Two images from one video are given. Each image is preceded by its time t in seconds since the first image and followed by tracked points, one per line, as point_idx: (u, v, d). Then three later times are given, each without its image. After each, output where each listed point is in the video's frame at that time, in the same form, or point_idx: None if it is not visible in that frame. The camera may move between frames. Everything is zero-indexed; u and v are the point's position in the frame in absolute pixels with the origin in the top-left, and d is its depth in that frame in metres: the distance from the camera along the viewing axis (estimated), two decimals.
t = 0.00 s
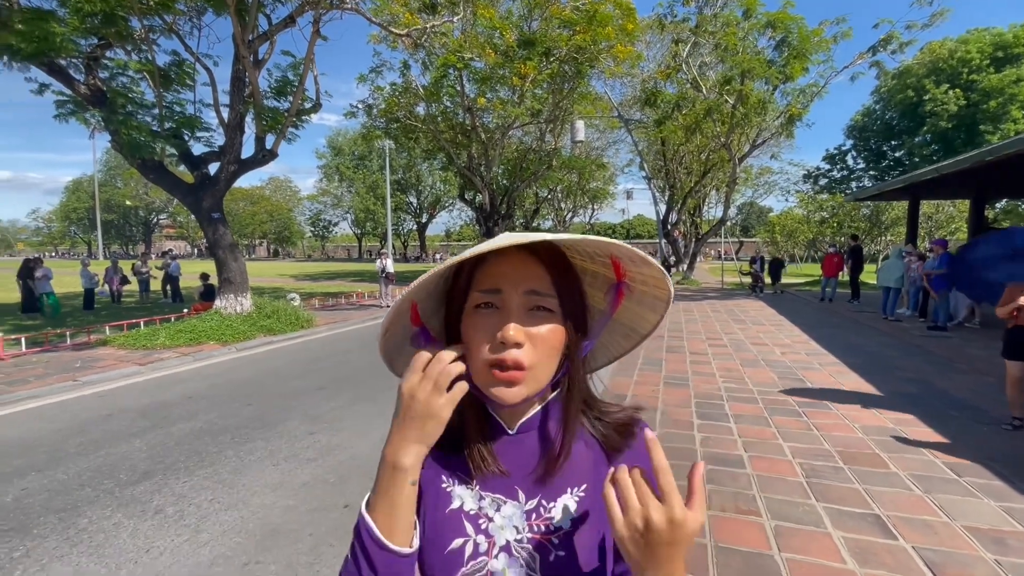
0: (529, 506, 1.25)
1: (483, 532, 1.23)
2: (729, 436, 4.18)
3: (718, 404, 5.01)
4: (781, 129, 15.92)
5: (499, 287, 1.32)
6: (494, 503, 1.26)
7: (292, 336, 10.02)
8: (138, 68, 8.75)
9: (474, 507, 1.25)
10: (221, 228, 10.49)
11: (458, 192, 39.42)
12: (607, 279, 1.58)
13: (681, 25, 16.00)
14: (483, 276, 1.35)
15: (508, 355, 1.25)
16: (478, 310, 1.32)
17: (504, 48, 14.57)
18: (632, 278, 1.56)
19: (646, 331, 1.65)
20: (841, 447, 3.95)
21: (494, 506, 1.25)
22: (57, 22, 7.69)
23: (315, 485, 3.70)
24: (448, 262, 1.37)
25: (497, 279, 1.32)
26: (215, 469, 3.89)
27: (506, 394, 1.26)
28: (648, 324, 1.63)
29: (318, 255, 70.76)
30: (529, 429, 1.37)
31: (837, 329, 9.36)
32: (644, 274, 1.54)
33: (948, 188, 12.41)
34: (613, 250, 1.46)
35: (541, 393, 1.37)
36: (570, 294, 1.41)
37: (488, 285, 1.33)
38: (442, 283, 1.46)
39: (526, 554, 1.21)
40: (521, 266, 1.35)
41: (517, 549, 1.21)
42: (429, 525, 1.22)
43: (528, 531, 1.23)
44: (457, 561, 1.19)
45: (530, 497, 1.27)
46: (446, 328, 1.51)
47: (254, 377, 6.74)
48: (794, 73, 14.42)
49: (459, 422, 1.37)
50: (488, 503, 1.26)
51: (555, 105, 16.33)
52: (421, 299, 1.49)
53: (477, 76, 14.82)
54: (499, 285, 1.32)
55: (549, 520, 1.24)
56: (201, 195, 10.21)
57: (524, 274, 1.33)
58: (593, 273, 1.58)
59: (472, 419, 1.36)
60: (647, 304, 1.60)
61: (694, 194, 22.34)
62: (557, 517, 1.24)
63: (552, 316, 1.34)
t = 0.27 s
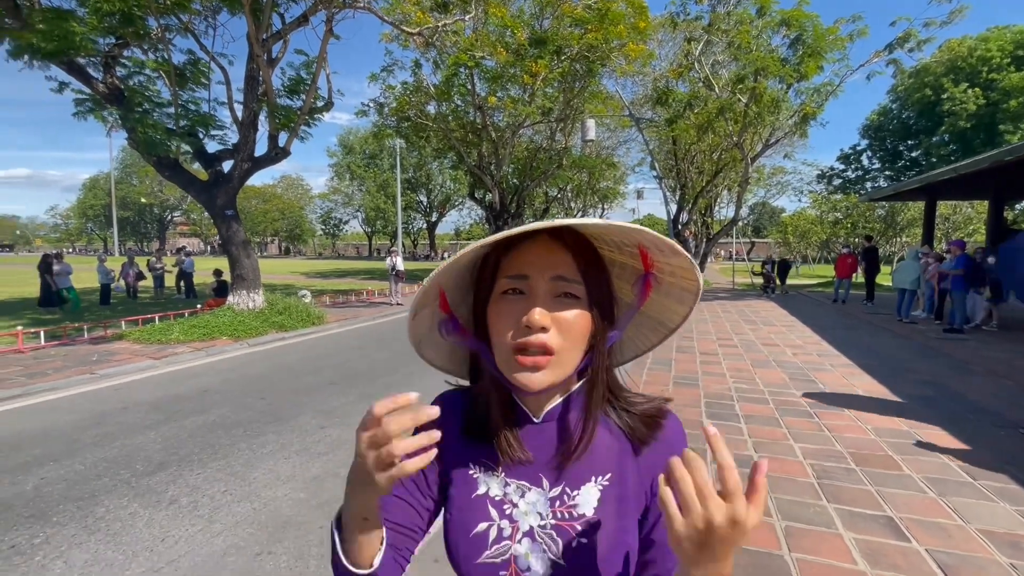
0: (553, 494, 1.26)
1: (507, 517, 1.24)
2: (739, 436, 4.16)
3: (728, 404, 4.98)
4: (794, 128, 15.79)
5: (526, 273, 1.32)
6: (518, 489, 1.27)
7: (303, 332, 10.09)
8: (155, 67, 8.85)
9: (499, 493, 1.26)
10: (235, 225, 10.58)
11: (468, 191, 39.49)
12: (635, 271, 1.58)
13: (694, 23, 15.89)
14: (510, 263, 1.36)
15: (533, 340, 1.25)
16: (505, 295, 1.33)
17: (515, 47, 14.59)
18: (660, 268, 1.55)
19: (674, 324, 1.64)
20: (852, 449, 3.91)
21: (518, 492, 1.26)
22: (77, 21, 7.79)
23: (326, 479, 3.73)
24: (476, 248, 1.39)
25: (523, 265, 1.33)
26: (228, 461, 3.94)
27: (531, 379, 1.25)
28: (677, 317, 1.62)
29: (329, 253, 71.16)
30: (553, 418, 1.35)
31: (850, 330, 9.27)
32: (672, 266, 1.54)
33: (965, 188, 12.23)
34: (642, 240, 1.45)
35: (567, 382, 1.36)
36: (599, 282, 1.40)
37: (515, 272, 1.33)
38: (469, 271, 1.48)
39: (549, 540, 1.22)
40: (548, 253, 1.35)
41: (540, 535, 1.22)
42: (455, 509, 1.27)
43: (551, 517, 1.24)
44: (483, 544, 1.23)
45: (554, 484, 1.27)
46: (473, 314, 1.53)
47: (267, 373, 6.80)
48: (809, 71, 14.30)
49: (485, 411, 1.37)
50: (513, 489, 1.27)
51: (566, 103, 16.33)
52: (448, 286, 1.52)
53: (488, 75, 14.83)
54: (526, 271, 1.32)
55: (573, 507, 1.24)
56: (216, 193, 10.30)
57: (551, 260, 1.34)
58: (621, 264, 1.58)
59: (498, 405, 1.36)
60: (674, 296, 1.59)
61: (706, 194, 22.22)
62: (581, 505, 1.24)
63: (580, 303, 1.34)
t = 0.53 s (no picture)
0: (585, 477, 1.27)
1: (540, 496, 1.26)
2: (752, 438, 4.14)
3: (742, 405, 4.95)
4: (809, 128, 15.64)
5: (563, 266, 1.35)
6: (550, 471, 1.28)
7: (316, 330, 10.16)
8: (173, 68, 8.96)
9: (533, 474, 1.28)
10: (249, 223, 10.67)
11: (479, 191, 39.54)
12: (672, 265, 1.59)
13: (707, 22, 15.80)
14: (546, 256, 1.38)
15: (569, 331, 1.28)
16: (542, 287, 1.35)
17: (527, 46, 14.59)
18: (697, 264, 1.56)
19: (711, 319, 1.64)
20: (869, 451, 3.88)
21: (550, 474, 1.28)
22: (98, 23, 7.92)
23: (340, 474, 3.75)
24: (513, 241, 1.42)
25: (560, 258, 1.35)
26: (244, 456, 3.98)
27: (565, 369, 1.28)
28: (714, 312, 1.62)
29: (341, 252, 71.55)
30: (585, 406, 1.36)
31: (866, 333, 9.16)
32: (709, 261, 1.54)
33: (984, 189, 12.03)
34: (679, 234, 1.47)
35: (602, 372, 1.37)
36: (635, 276, 1.41)
37: (552, 264, 1.36)
38: (507, 263, 1.51)
39: (581, 521, 1.23)
40: (584, 247, 1.37)
41: (572, 515, 1.24)
42: (490, 487, 1.31)
43: (582, 499, 1.25)
44: (516, 521, 1.25)
45: (586, 468, 1.28)
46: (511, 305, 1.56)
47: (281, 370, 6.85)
48: (825, 70, 14.15)
49: (522, 398, 1.39)
50: (546, 471, 1.28)
51: (577, 103, 16.33)
52: (488, 277, 1.56)
53: (500, 75, 14.90)
54: (562, 263, 1.34)
55: (604, 491, 1.25)
56: (231, 192, 10.41)
57: (588, 254, 1.35)
58: (658, 259, 1.59)
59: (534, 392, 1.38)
60: (712, 291, 1.59)
61: (718, 194, 22.09)
62: (613, 489, 1.25)
63: (616, 297, 1.35)
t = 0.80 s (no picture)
0: (628, 478, 1.25)
1: (583, 495, 1.25)
2: (768, 441, 4.11)
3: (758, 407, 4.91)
4: (825, 127, 15.49)
5: (603, 264, 1.36)
6: (594, 471, 1.27)
7: (329, 330, 10.22)
8: (190, 71, 9.08)
9: (577, 473, 1.28)
10: (264, 225, 10.76)
11: (489, 192, 39.59)
12: (714, 266, 1.59)
13: (720, 21, 15.71)
14: (587, 256, 1.40)
15: (609, 327, 1.29)
16: (583, 287, 1.36)
17: (539, 47, 14.59)
18: (740, 263, 1.56)
19: (755, 320, 1.63)
20: (888, 456, 3.83)
21: (594, 475, 1.27)
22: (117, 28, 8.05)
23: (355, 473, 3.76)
24: (554, 243, 1.44)
25: (600, 257, 1.37)
26: (261, 454, 4.01)
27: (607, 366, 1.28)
28: (757, 312, 1.61)
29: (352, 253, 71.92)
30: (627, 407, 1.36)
31: (883, 335, 9.05)
32: (750, 261, 1.55)
33: (1005, 189, 11.83)
34: (720, 234, 1.47)
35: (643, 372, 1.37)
36: (675, 273, 1.42)
37: (593, 263, 1.37)
38: (549, 265, 1.53)
39: (624, 522, 1.21)
40: (624, 246, 1.38)
41: (615, 515, 1.22)
42: (533, 481, 1.31)
43: (626, 500, 1.23)
44: (560, 518, 1.24)
45: (630, 469, 1.26)
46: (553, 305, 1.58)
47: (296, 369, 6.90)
48: (840, 69, 14.01)
49: (567, 396, 1.39)
50: (589, 472, 1.28)
51: (588, 103, 16.33)
52: (530, 280, 1.58)
53: (511, 76, 14.94)
54: (602, 262, 1.36)
55: (648, 492, 1.23)
56: (246, 193, 10.52)
57: (628, 252, 1.37)
58: (699, 260, 1.59)
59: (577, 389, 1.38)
60: (755, 292, 1.59)
61: (731, 195, 21.93)
62: (657, 492, 1.23)
63: (656, 294, 1.36)
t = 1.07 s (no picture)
0: (656, 484, 1.22)
1: (611, 496, 1.24)
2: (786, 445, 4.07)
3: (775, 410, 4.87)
4: (839, 126, 15.36)
5: (628, 279, 1.34)
6: (622, 474, 1.25)
7: (343, 331, 10.27)
8: (207, 77, 9.19)
9: (608, 474, 1.26)
10: (279, 227, 10.85)
11: (499, 194, 39.68)
12: (749, 277, 1.50)
13: (732, 22, 15.65)
14: (613, 271, 1.38)
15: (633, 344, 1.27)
16: (609, 301, 1.35)
17: (549, 49, 14.62)
18: (776, 273, 1.47)
19: (798, 333, 1.51)
20: (909, 461, 3.78)
21: (622, 477, 1.25)
22: (137, 36, 8.17)
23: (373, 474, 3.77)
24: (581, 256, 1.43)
25: (624, 271, 1.35)
26: (280, 454, 4.04)
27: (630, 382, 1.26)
28: (799, 325, 1.50)
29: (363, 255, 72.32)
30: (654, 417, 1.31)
31: (900, 337, 8.93)
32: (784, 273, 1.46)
33: None
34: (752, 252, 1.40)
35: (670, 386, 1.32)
36: (702, 288, 1.36)
37: (619, 278, 1.35)
38: (579, 276, 1.53)
39: (650, 526, 1.18)
40: (650, 260, 1.35)
41: (642, 518, 1.19)
42: (567, 477, 1.32)
43: (652, 505, 1.20)
44: (589, 516, 1.24)
45: (657, 476, 1.23)
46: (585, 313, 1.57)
47: (311, 370, 6.94)
48: (855, 68, 13.89)
49: (598, 404, 1.38)
50: (619, 474, 1.26)
51: (599, 104, 16.36)
52: (561, 289, 1.59)
53: (522, 78, 15.03)
54: (627, 277, 1.34)
55: (674, 500, 1.19)
56: (262, 196, 10.62)
57: (651, 266, 1.33)
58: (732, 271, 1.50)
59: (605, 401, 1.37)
60: (794, 304, 1.49)
61: (743, 195, 21.83)
62: (684, 500, 1.18)
63: (683, 310, 1.32)
